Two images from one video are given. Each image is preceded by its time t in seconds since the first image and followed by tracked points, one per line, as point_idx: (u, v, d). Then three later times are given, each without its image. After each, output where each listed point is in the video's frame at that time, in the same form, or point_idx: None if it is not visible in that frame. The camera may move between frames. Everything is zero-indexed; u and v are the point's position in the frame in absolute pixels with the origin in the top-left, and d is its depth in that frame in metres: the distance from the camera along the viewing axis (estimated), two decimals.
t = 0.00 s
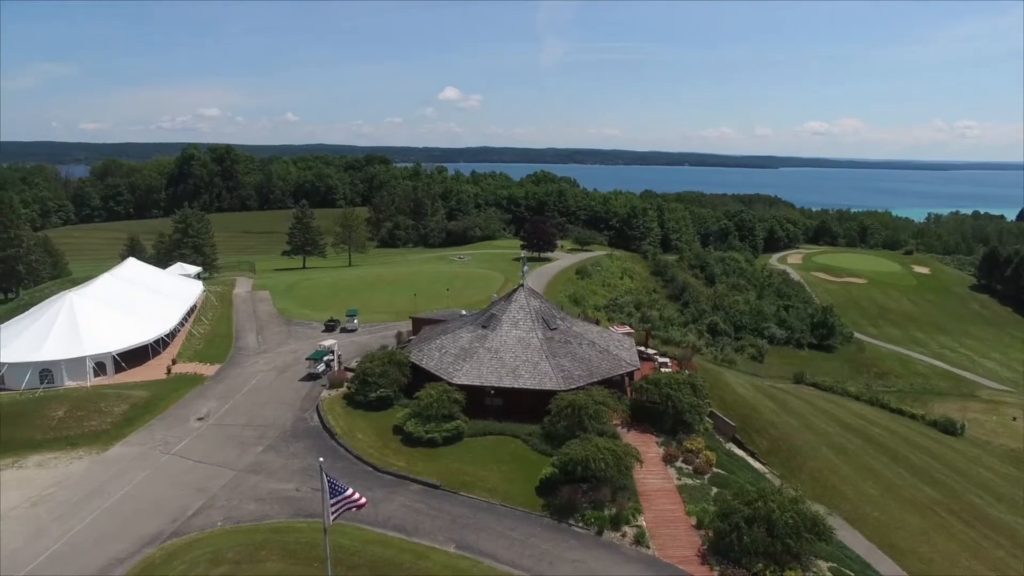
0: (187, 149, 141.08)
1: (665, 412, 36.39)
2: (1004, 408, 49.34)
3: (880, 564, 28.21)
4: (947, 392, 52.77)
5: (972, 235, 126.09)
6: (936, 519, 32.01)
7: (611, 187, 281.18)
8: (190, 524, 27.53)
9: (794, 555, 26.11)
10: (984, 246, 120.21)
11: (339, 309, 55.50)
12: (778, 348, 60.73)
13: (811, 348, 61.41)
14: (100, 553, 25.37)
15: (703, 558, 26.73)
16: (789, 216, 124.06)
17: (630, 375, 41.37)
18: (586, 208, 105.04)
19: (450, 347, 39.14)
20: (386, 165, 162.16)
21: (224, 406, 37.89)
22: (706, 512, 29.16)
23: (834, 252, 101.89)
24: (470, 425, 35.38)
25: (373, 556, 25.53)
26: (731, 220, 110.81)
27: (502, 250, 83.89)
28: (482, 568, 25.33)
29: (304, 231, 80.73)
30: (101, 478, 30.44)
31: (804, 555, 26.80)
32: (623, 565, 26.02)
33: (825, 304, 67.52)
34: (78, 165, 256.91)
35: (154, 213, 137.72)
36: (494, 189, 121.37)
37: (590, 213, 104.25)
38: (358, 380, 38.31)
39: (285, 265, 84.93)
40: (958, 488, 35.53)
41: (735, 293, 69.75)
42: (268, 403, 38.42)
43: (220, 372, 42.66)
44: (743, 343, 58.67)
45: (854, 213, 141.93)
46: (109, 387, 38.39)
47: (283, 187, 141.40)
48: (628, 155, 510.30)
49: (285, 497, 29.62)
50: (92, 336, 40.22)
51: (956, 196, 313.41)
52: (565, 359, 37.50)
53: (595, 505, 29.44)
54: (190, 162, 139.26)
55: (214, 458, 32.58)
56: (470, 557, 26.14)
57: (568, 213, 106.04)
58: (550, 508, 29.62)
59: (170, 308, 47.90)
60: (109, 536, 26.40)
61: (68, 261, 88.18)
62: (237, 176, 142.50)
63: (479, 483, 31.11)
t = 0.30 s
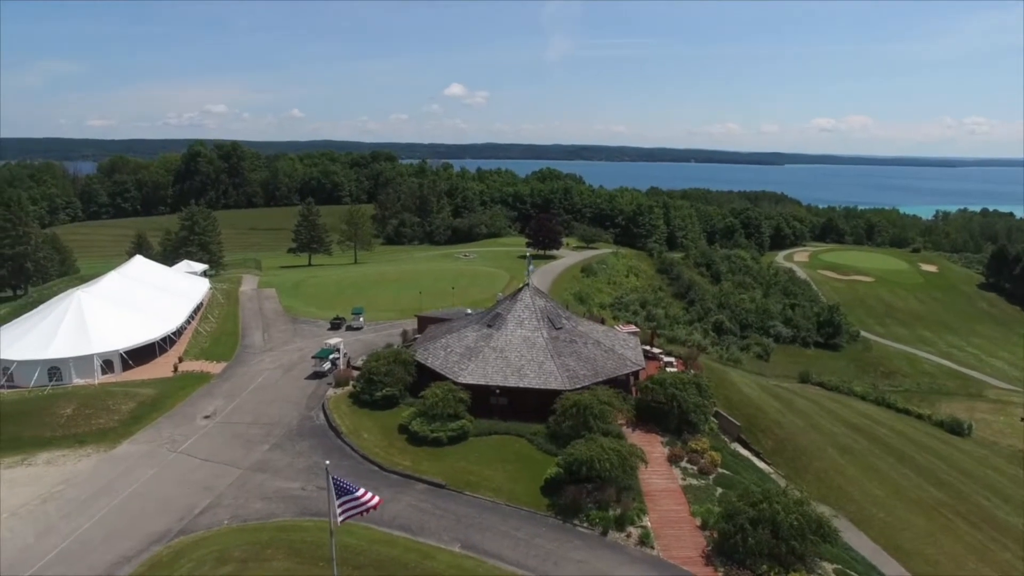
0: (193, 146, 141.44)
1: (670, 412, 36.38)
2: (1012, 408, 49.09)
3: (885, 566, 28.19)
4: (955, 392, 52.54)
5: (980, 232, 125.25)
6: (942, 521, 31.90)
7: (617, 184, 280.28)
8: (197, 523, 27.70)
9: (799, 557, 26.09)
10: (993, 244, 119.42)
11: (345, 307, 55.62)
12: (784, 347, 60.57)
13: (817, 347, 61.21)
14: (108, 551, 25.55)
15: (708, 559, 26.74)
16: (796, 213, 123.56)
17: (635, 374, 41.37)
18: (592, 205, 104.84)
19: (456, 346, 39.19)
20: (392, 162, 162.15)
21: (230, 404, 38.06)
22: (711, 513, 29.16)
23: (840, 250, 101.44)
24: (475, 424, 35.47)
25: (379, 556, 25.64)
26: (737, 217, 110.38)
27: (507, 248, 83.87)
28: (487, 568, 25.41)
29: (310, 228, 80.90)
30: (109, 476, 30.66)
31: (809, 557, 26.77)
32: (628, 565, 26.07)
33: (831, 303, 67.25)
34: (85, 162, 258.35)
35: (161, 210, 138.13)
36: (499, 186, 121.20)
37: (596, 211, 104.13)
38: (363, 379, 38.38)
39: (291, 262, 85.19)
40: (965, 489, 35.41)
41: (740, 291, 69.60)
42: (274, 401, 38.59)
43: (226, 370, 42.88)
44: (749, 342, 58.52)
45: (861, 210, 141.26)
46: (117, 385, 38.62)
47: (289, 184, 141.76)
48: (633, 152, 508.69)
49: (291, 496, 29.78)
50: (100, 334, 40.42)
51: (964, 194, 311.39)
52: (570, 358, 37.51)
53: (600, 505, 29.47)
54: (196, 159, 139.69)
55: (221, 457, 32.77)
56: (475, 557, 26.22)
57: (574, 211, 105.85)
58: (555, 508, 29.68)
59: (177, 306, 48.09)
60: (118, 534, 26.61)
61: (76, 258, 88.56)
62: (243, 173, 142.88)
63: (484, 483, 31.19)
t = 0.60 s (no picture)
0: (203, 146, 142.21)
1: (678, 416, 36.25)
2: None
3: (895, 573, 27.99)
4: (967, 396, 52.06)
5: (993, 233, 124.02)
6: (954, 528, 31.64)
7: (626, 184, 279.42)
8: (207, 524, 27.88)
9: (807, 563, 25.92)
10: (1006, 245, 118.27)
11: (354, 307, 55.77)
12: (793, 349, 60.23)
13: (827, 349, 60.84)
14: (119, 552, 25.75)
15: (716, 565, 26.64)
16: (805, 213, 122.84)
17: (643, 377, 41.25)
18: (601, 206, 104.62)
19: (463, 348, 39.22)
20: (400, 161, 162.45)
21: (239, 405, 38.28)
22: (719, 518, 29.05)
23: (850, 251, 100.74)
24: (483, 427, 35.50)
25: (387, 558, 25.71)
26: (747, 217, 109.84)
27: (516, 248, 83.82)
28: (495, 573, 25.42)
29: (319, 229, 81.16)
30: (120, 476, 30.90)
31: (818, 563, 26.59)
32: (635, 570, 26.01)
33: (841, 305, 66.80)
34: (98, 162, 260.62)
35: (171, 209, 138.94)
36: (508, 186, 121.19)
37: (604, 211, 103.90)
38: (371, 381, 38.48)
39: (300, 262, 85.52)
40: (977, 496, 35.09)
41: (749, 292, 69.27)
42: (283, 402, 38.76)
43: (235, 371, 43.11)
44: (758, 344, 58.24)
45: (872, 211, 140.23)
46: (128, 385, 38.91)
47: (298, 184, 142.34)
48: (642, 151, 507.10)
49: (300, 498, 29.90)
50: (111, 334, 40.71)
51: (977, 193, 308.51)
52: (578, 361, 37.45)
53: (608, 509, 29.43)
54: (206, 159, 140.41)
55: (230, 458, 32.95)
56: (482, 560, 26.27)
57: (582, 211, 105.62)
58: (563, 512, 29.65)
59: (187, 307, 48.37)
60: (128, 534, 26.81)
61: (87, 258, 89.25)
62: (253, 172, 143.54)
63: (492, 486, 31.21)
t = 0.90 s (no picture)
0: (217, 146, 143.37)
1: (690, 420, 36.04)
2: None
3: None
4: (984, 401, 51.35)
5: (1012, 235, 122.30)
6: (971, 538, 31.24)
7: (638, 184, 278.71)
8: (220, 525, 28.10)
9: (821, 572, 25.60)
10: None
11: (366, 309, 56.01)
12: (807, 352, 59.73)
13: (841, 352, 60.28)
14: (133, 552, 25.99)
15: (727, 572, 26.44)
16: (820, 215, 121.80)
17: (655, 381, 41.07)
18: (613, 207, 104.35)
19: (475, 351, 39.25)
20: (412, 162, 162.92)
21: (252, 405, 38.54)
22: (731, 525, 28.83)
23: (865, 253, 99.80)
24: (494, 430, 35.50)
25: (398, 562, 25.77)
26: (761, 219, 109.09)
27: (527, 249, 83.77)
28: None
29: (331, 229, 81.53)
30: (135, 476, 31.21)
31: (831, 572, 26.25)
32: None
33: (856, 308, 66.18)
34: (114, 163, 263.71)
35: (186, 209, 140.21)
36: (520, 187, 121.14)
37: (616, 212, 103.63)
38: (383, 383, 38.58)
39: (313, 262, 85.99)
40: (995, 504, 34.62)
41: (762, 294, 68.82)
42: (295, 403, 38.98)
43: (248, 371, 43.41)
44: (771, 347, 57.80)
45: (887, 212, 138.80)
46: (143, 385, 39.31)
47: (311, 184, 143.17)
48: (655, 151, 505.27)
49: (311, 500, 30.05)
50: (127, 334, 41.21)
51: (995, 193, 304.37)
52: (590, 364, 37.35)
53: (618, 515, 29.34)
54: (220, 159, 141.58)
55: (243, 459, 33.18)
56: (493, 564, 26.26)
57: (594, 212, 105.38)
58: (573, 517, 29.58)
59: (200, 307, 48.77)
60: (143, 534, 27.06)
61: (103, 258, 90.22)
62: (266, 173, 144.52)
63: (503, 490, 31.21)
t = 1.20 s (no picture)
0: (232, 146, 144.63)
1: (702, 425, 35.80)
2: None
3: None
4: (1003, 407, 50.60)
5: None
6: (988, 548, 30.81)
7: (650, 185, 277.99)
8: (233, 526, 28.30)
9: None
10: None
11: (379, 310, 56.22)
12: (821, 355, 59.18)
13: (856, 356, 59.66)
14: (147, 552, 26.21)
15: None
16: (835, 216, 120.73)
17: (667, 385, 40.89)
18: (626, 208, 104.03)
19: (487, 353, 39.28)
20: (425, 162, 163.40)
21: (265, 406, 38.80)
22: (743, 532, 28.59)
23: (881, 255, 98.74)
24: (506, 433, 35.50)
25: (409, 565, 25.83)
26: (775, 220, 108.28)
27: (540, 251, 83.69)
28: None
29: (345, 230, 81.92)
30: (149, 476, 31.50)
31: None
32: None
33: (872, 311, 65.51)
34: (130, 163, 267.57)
35: (201, 209, 141.42)
36: (533, 188, 120.92)
37: (629, 213, 103.30)
38: (395, 385, 38.69)
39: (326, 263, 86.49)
40: (1013, 514, 34.08)
41: (777, 297, 68.30)
42: (308, 404, 39.20)
43: (262, 372, 43.73)
44: (785, 350, 57.34)
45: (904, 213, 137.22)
46: (158, 385, 39.71)
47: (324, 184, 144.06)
48: (668, 151, 503.01)
49: (323, 502, 30.18)
50: (142, 334, 41.65)
51: (1015, 194, 299.86)
52: (602, 368, 37.23)
53: (630, 520, 29.23)
54: (235, 159, 142.83)
55: (256, 459, 33.42)
56: (503, 569, 26.24)
57: (607, 213, 105.14)
58: (584, 521, 29.50)
59: (214, 308, 49.18)
60: (156, 534, 27.30)
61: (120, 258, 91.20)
62: (280, 173, 145.62)
63: (514, 493, 31.19)
